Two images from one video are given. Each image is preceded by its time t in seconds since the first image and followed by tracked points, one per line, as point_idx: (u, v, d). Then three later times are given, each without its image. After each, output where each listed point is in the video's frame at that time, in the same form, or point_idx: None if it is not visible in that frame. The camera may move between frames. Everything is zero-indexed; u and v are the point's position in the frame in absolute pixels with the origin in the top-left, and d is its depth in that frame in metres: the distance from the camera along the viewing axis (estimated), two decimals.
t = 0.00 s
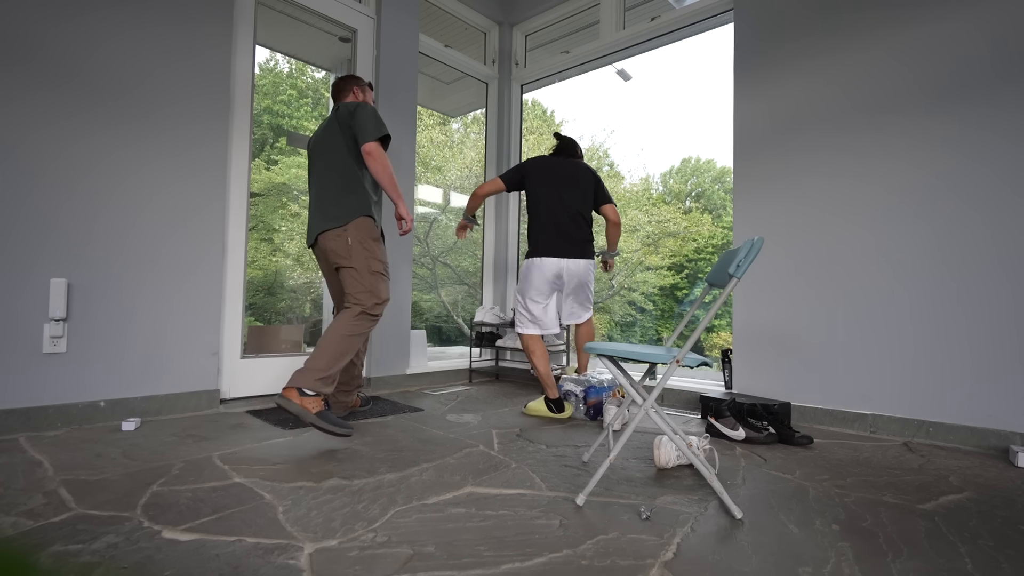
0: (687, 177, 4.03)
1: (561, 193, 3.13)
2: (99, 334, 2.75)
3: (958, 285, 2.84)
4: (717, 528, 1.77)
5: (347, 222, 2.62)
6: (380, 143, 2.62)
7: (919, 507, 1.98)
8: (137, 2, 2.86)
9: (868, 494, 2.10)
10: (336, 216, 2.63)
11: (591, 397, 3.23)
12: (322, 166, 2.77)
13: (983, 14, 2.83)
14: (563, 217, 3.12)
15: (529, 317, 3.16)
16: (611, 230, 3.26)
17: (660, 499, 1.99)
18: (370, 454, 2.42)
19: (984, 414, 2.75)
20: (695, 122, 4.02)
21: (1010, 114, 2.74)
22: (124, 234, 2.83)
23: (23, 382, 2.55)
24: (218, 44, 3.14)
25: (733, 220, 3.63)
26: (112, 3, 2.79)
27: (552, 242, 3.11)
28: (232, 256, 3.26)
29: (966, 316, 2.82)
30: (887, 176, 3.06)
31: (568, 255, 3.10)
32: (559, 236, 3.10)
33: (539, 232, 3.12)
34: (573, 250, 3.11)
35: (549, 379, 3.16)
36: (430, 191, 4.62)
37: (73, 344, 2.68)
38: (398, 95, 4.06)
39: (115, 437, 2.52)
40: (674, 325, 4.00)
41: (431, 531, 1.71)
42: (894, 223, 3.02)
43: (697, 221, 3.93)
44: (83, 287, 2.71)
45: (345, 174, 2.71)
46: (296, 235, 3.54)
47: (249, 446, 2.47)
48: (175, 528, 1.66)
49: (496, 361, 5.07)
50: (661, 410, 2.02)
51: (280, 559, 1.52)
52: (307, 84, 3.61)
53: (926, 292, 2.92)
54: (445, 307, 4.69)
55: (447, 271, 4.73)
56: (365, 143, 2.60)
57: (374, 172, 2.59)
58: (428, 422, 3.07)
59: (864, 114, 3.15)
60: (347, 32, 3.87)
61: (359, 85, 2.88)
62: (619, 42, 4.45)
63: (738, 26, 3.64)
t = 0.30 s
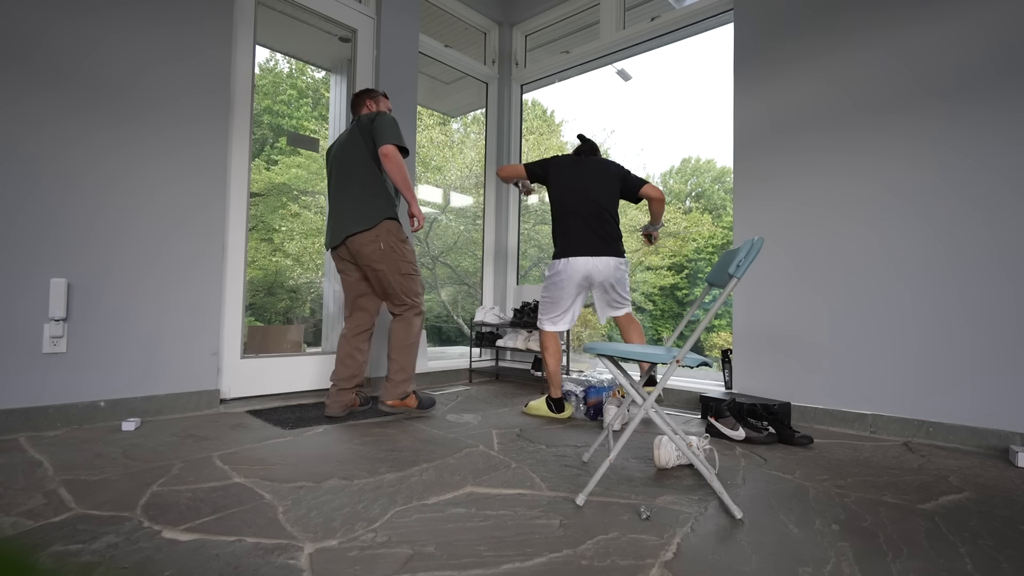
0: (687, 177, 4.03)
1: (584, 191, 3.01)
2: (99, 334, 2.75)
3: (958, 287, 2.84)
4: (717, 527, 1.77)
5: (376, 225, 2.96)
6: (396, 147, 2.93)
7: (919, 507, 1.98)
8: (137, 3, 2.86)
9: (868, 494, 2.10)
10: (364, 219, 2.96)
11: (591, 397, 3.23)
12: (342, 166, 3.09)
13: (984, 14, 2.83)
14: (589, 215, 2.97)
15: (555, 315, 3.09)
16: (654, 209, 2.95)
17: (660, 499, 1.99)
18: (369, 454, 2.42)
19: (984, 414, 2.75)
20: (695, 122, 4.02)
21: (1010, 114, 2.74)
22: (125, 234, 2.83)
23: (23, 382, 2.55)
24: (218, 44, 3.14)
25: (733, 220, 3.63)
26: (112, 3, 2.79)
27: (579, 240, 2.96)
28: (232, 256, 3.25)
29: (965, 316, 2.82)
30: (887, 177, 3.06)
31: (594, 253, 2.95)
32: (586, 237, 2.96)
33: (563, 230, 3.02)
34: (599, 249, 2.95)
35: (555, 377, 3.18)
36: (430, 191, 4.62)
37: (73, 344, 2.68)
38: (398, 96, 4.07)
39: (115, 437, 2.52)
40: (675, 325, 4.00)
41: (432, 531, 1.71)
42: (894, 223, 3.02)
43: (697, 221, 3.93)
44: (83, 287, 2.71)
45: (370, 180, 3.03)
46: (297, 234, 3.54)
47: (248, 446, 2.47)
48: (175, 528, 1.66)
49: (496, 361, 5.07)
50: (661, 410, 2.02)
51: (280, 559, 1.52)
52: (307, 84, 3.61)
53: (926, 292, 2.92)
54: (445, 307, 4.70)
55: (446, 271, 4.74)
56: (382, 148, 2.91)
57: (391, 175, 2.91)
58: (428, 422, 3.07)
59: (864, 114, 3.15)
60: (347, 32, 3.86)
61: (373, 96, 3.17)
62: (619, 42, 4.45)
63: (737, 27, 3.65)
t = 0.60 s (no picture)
0: (687, 177, 4.03)
1: (619, 177, 2.93)
2: (99, 334, 2.75)
3: (959, 287, 2.84)
4: (717, 528, 1.77)
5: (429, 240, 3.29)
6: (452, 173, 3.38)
7: (919, 507, 1.98)
8: (136, 2, 2.86)
9: (869, 494, 2.10)
10: (422, 234, 3.27)
11: (591, 397, 3.23)
12: (377, 171, 3.30)
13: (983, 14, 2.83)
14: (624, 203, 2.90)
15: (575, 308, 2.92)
16: (676, 227, 3.08)
17: (660, 499, 1.99)
18: (370, 454, 2.42)
19: (984, 414, 2.75)
20: (695, 121, 4.02)
21: (1010, 114, 2.74)
22: (125, 234, 2.84)
23: (22, 382, 2.55)
24: (218, 44, 3.14)
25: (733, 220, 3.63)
26: (111, 3, 2.79)
27: (612, 229, 2.88)
28: (233, 256, 3.25)
29: (965, 316, 2.82)
30: (887, 176, 3.06)
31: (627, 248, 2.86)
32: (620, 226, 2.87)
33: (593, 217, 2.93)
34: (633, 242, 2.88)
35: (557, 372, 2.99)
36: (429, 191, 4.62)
37: (73, 344, 2.68)
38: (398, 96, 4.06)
39: (115, 437, 2.52)
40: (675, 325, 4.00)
41: (432, 531, 1.70)
42: (894, 223, 3.02)
43: (698, 221, 3.93)
44: (83, 287, 2.71)
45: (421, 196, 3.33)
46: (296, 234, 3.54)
47: (248, 446, 2.47)
48: (175, 528, 1.66)
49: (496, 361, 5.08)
50: (661, 410, 2.02)
51: (280, 559, 1.52)
52: (306, 84, 3.60)
53: (926, 291, 2.92)
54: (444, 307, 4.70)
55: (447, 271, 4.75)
56: (445, 172, 3.31)
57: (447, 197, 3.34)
58: (428, 422, 3.07)
59: (864, 114, 3.15)
60: (347, 31, 3.85)
61: (406, 106, 3.45)
62: (619, 42, 4.44)
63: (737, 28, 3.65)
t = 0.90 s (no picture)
0: (687, 177, 4.03)
1: (635, 173, 2.81)
2: (99, 333, 2.76)
3: (959, 287, 2.84)
4: (717, 528, 1.77)
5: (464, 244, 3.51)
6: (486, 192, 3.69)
7: (919, 507, 1.98)
8: (136, 2, 2.87)
9: (869, 494, 2.10)
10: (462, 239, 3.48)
11: (591, 397, 3.23)
12: (423, 171, 3.35)
13: (982, 14, 2.83)
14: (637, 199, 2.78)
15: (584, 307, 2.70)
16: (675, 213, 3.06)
17: (660, 499, 1.99)
18: (370, 454, 2.42)
19: (984, 414, 2.75)
20: (695, 122, 4.02)
21: (1010, 114, 2.74)
22: (125, 234, 2.84)
23: (22, 382, 2.55)
24: (218, 44, 3.14)
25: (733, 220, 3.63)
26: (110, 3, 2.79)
27: (628, 226, 2.74)
28: (233, 256, 3.25)
29: (966, 317, 2.82)
30: (888, 176, 3.06)
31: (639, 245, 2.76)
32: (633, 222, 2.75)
33: (605, 210, 2.77)
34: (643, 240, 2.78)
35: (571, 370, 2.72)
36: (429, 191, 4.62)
37: (73, 344, 2.68)
38: (398, 96, 4.06)
39: (115, 437, 2.52)
40: (674, 325, 4.00)
41: (432, 531, 1.70)
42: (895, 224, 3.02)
43: (698, 221, 3.93)
44: (83, 287, 2.72)
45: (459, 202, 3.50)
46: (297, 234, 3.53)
47: (249, 446, 2.47)
48: (175, 528, 1.66)
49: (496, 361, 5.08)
50: (661, 410, 2.02)
51: (280, 559, 1.52)
52: (307, 84, 3.58)
53: (926, 291, 2.92)
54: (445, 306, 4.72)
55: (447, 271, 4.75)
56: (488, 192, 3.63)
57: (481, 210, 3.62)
58: (428, 422, 3.07)
59: (864, 114, 3.15)
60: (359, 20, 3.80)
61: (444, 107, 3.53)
62: (619, 42, 4.45)
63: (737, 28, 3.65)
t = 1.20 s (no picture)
0: (687, 177, 4.03)
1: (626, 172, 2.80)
2: (99, 334, 2.75)
3: (960, 287, 2.84)
4: (717, 528, 1.77)
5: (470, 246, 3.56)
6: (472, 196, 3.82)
7: (919, 507, 1.98)
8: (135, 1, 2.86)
9: (869, 494, 2.10)
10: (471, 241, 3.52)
11: (591, 397, 3.23)
12: (451, 172, 3.32)
13: (983, 14, 2.83)
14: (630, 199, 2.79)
15: (582, 315, 2.68)
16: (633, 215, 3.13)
17: (660, 499, 1.99)
18: (370, 454, 2.42)
19: (984, 414, 2.75)
20: (695, 122, 4.02)
21: (1010, 113, 2.74)
22: (125, 234, 2.84)
23: (23, 382, 2.55)
24: (218, 44, 3.14)
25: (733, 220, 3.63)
26: (109, 2, 2.78)
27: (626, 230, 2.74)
28: (234, 255, 3.24)
29: (968, 317, 2.81)
30: (888, 176, 3.05)
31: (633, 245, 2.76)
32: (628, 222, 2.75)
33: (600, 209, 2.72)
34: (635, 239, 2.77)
35: (575, 388, 2.80)
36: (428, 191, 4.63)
37: (74, 344, 2.68)
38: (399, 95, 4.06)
39: (115, 437, 2.52)
40: (675, 325, 4.01)
41: (432, 531, 1.71)
42: (895, 224, 3.02)
43: (698, 221, 3.93)
44: (83, 287, 2.71)
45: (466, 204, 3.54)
46: (296, 233, 3.46)
47: (248, 446, 2.47)
48: (175, 528, 1.66)
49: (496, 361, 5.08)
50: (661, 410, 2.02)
51: (280, 559, 1.52)
52: (307, 84, 3.49)
53: (926, 292, 2.92)
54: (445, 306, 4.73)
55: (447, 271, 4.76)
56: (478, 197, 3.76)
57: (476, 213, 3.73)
58: (429, 422, 3.07)
59: (864, 113, 3.14)
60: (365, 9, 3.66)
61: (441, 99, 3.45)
62: (619, 42, 4.44)
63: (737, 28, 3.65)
